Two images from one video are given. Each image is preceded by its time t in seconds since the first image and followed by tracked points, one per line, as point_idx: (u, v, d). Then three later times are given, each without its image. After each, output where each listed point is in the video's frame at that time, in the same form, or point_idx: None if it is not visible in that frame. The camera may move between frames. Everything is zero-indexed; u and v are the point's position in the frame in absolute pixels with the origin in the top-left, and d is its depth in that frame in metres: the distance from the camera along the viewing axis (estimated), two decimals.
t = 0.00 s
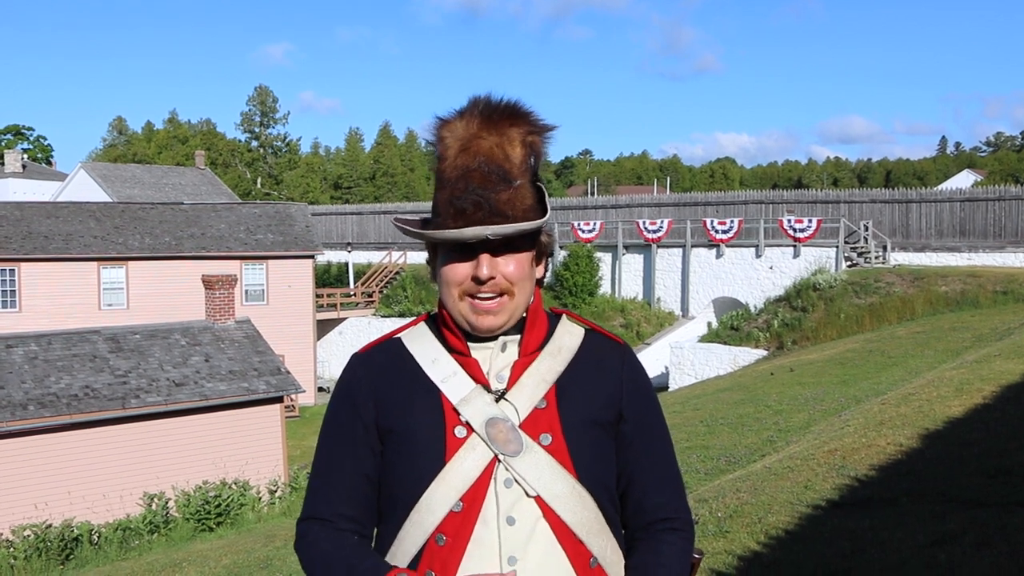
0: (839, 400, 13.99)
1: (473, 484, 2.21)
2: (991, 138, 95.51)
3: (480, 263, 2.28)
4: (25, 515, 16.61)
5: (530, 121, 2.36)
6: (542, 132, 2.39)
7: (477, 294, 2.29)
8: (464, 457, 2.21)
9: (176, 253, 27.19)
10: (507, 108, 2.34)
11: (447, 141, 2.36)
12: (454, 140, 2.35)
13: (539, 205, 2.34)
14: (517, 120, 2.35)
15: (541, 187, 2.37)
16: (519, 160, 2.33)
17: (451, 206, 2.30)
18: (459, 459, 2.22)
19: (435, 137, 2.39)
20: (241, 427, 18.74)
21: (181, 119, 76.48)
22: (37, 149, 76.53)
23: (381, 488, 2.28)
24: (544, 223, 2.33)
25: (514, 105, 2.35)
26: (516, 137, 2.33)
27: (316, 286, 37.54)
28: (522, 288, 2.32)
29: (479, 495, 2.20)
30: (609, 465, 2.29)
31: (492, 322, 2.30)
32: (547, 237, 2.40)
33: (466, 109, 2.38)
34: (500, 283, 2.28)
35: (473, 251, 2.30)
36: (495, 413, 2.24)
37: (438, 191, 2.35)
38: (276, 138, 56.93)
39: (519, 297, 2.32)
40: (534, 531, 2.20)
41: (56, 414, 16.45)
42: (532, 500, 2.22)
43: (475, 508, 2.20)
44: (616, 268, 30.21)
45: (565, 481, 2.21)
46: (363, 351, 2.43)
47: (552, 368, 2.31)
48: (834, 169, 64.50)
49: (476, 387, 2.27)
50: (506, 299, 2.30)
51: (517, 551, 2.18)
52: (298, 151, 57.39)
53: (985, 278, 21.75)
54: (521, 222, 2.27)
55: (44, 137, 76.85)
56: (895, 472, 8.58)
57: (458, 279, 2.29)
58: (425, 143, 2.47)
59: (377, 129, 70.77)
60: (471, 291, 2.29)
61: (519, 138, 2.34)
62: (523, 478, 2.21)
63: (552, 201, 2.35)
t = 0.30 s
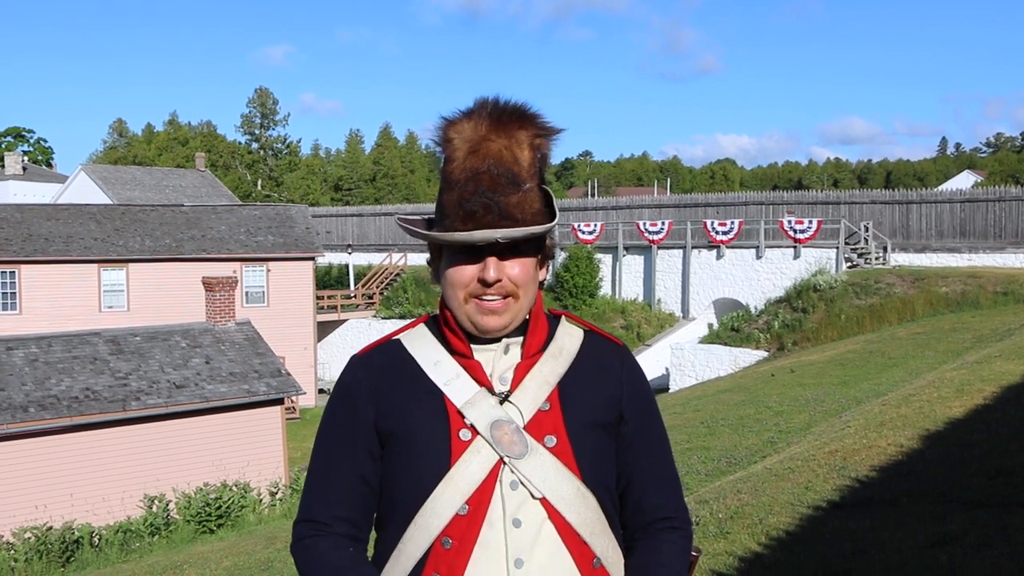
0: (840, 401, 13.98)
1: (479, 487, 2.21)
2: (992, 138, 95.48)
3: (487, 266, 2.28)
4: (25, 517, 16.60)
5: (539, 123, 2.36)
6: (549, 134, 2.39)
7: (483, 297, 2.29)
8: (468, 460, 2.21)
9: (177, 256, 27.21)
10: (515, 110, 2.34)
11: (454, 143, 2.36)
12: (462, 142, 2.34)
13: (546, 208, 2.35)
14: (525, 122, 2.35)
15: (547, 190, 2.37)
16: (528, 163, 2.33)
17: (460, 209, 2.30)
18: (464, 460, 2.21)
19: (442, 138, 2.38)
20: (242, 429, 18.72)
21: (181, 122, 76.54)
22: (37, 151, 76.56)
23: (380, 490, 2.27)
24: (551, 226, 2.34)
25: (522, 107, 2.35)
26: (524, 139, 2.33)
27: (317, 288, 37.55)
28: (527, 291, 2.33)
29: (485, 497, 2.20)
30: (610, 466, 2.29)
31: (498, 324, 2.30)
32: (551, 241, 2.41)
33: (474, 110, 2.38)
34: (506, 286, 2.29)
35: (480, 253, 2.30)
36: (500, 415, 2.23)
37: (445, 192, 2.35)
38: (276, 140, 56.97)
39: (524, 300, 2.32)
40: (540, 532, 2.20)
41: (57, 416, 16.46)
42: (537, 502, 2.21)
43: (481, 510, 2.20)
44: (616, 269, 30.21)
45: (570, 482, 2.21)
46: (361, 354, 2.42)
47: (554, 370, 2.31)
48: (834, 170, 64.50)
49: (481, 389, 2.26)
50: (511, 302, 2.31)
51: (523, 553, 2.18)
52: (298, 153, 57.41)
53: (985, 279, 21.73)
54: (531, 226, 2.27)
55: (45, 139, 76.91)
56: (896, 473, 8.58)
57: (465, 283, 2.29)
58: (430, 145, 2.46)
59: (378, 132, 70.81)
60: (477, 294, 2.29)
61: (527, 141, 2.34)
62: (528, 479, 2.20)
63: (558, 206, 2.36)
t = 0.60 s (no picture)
0: (839, 403, 13.98)
1: (473, 486, 2.21)
2: (993, 139, 95.51)
3: (475, 267, 2.28)
4: (25, 518, 16.59)
5: (532, 123, 2.36)
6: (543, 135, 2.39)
7: (473, 298, 2.29)
8: (462, 460, 2.22)
9: (177, 256, 27.21)
10: (507, 110, 2.35)
11: (447, 143, 2.37)
12: (454, 142, 2.35)
13: (536, 209, 2.34)
14: (517, 122, 2.35)
15: (539, 191, 2.36)
16: (518, 163, 2.33)
17: (447, 209, 2.31)
18: (458, 460, 2.22)
19: (435, 139, 2.40)
20: (242, 430, 18.72)
21: (181, 123, 76.55)
22: (38, 151, 76.57)
23: (379, 491, 2.28)
24: (540, 227, 2.32)
25: (515, 108, 2.35)
26: (515, 140, 2.33)
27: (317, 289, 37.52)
28: (519, 292, 2.32)
29: (478, 497, 2.21)
30: (607, 468, 2.29)
31: (490, 324, 2.29)
32: (545, 240, 2.40)
33: (468, 111, 2.39)
34: (495, 287, 2.28)
35: (469, 254, 2.30)
36: (495, 415, 2.24)
37: (436, 193, 2.36)
38: (276, 141, 56.99)
39: (516, 301, 2.31)
40: (532, 532, 2.20)
41: (58, 417, 16.46)
42: (530, 502, 2.22)
43: (474, 510, 2.20)
44: (616, 270, 30.20)
45: (564, 483, 2.22)
46: (361, 353, 2.42)
47: (552, 370, 2.30)
48: (834, 171, 64.52)
49: (476, 389, 2.27)
50: (502, 303, 2.30)
51: (515, 553, 2.18)
52: (298, 154, 57.37)
53: (985, 281, 21.71)
54: (517, 226, 2.27)
55: (45, 140, 76.89)
56: (896, 475, 8.58)
57: (455, 283, 2.30)
58: (427, 147, 2.48)
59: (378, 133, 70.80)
60: (467, 295, 2.29)
61: (518, 141, 2.33)
62: (521, 480, 2.21)
63: (549, 206, 2.35)
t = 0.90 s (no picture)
0: (839, 404, 13.99)
1: (453, 484, 2.23)
2: (995, 141, 95.53)
3: (450, 268, 2.29)
4: (25, 517, 16.58)
5: (515, 125, 2.34)
6: (529, 134, 2.34)
7: (452, 298, 2.30)
8: (446, 456, 2.25)
9: (177, 256, 27.21)
10: (490, 112, 2.34)
11: (432, 146, 2.40)
12: (438, 144, 2.37)
13: (509, 207, 2.28)
14: (500, 124, 2.34)
15: (522, 189, 2.32)
16: (496, 164, 2.30)
17: (422, 211, 2.33)
18: (442, 456, 2.25)
19: (426, 140, 2.43)
20: (242, 430, 18.71)
21: (182, 122, 76.53)
22: (38, 150, 76.60)
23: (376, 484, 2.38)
24: (511, 226, 2.26)
25: (499, 109, 2.35)
26: (494, 140, 2.32)
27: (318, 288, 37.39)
28: (499, 293, 2.30)
29: (459, 493, 2.23)
30: (603, 473, 2.23)
31: (471, 324, 2.30)
32: (534, 241, 2.36)
33: (456, 113, 2.40)
34: (471, 288, 2.28)
35: (447, 255, 2.31)
36: (480, 413, 2.24)
37: (418, 194, 2.39)
38: (277, 140, 57.00)
39: (497, 302, 2.31)
40: (511, 532, 2.19)
41: (58, 416, 16.47)
42: (511, 502, 2.21)
43: (454, 506, 2.23)
44: (616, 271, 30.20)
45: (547, 486, 2.18)
46: (373, 351, 2.53)
47: (547, 370, 2.28)
48: (835, 173, 64.52)
49: (465, 387, 2.29)
50: (480, 303, 2.29)
51: (491, 552, 2.19)
52: (299, 154, 57.34)
53: (986, 282, 21.71)
54: (480, 228, 2.24)
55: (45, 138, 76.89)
56: (897, 476, 8.59)
57: (436, 284, 2.32)
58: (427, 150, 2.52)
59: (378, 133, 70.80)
60: (446, 296, 2.31)
61: (498, 142, 2.32)
62: (502, 479, 2.20)
63: (528, 204, 2.29)
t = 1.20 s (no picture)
0: (841, 404, 13.98)
1: (445, 479, 2.24)
2: (996, 140, 95.58)
3: (457, 267, 2.29)
4: (26, 516, 16.59)
5: (527, 127, 2.33)
6: (541, 138, 2.34)
7: (457, 296, 2.30)
8: (438, 453, 2.26)
9: (179, 255, 27.22)
10: (505, 113, 2.34)
11: (446, 145, 2.40)
12: (450, 143, 2.38)
13: (518, 209, 2.27)
14: (513, 126, 2.33)
15: (532, 190, 2.30)
16: (505, 165, 2.30)
17: (431, 209, 2.34)
18: (435, 452, 2.26)
19: (439, 139, 2.43)
20: (243, 429, 18.71)
21: (184, 122, 76.54)
22: (40, 149, 76.64)
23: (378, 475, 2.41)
24: (519, 228, 2.25)
25: (514, 111, 2.34)
26: (507, 141, 2.31)
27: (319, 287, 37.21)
28: (505, 294, 2.30)
29: (447, 492, 2.23)
30: (600, 476, 2.21)
31: (475, 323, 2.30)
32: (542, 243, 2.35)
33: (471, 114, 2.40)
34: (477, 287, 2.28)
35: (455, 253, 2.32)
36: (474, 412, 2.24)
37: (429, 192, 2.39)
38: (278, 140, 57.00)
39: (502, 303, 2.30)
40: (498, 530, 2.19)
41: (59, 415, 16.47)
42: (499, 502, 2.20)
43: (442, 504, 2.23)
44: (617, 271, 30.18)
45: (534, 487, 2.17)
46: (386, 347, 2.56)
47: (544, 373, 2.27)
48: (836, 173, 64.44)
49: (463, 386, 2.29)
50: (485, 303, 2.29)
51: (475, 551, 2.18)
52: (301, 153, 57.32)
53: (987, 282, 21.70)
54: (486, 228, 2.24)
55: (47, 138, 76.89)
56: (897, 476, 8.59)
57: (441, 282, 2.33)
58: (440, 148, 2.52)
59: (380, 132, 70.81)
60: (452, 294, 2.31)
61: (509, 143, 2.31)
62: (491, 479, 2.20)
63: (536, 206, 2.28)
